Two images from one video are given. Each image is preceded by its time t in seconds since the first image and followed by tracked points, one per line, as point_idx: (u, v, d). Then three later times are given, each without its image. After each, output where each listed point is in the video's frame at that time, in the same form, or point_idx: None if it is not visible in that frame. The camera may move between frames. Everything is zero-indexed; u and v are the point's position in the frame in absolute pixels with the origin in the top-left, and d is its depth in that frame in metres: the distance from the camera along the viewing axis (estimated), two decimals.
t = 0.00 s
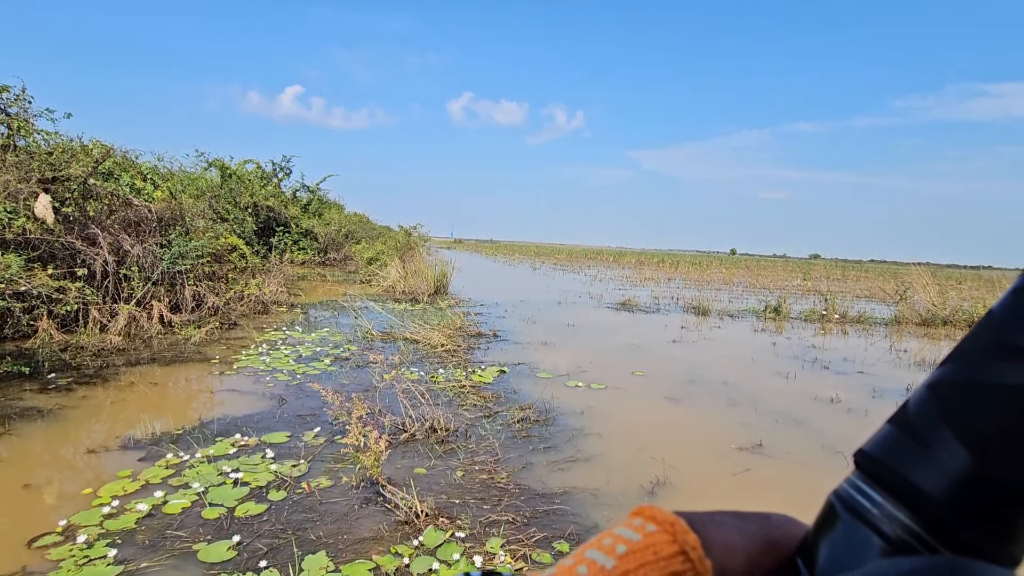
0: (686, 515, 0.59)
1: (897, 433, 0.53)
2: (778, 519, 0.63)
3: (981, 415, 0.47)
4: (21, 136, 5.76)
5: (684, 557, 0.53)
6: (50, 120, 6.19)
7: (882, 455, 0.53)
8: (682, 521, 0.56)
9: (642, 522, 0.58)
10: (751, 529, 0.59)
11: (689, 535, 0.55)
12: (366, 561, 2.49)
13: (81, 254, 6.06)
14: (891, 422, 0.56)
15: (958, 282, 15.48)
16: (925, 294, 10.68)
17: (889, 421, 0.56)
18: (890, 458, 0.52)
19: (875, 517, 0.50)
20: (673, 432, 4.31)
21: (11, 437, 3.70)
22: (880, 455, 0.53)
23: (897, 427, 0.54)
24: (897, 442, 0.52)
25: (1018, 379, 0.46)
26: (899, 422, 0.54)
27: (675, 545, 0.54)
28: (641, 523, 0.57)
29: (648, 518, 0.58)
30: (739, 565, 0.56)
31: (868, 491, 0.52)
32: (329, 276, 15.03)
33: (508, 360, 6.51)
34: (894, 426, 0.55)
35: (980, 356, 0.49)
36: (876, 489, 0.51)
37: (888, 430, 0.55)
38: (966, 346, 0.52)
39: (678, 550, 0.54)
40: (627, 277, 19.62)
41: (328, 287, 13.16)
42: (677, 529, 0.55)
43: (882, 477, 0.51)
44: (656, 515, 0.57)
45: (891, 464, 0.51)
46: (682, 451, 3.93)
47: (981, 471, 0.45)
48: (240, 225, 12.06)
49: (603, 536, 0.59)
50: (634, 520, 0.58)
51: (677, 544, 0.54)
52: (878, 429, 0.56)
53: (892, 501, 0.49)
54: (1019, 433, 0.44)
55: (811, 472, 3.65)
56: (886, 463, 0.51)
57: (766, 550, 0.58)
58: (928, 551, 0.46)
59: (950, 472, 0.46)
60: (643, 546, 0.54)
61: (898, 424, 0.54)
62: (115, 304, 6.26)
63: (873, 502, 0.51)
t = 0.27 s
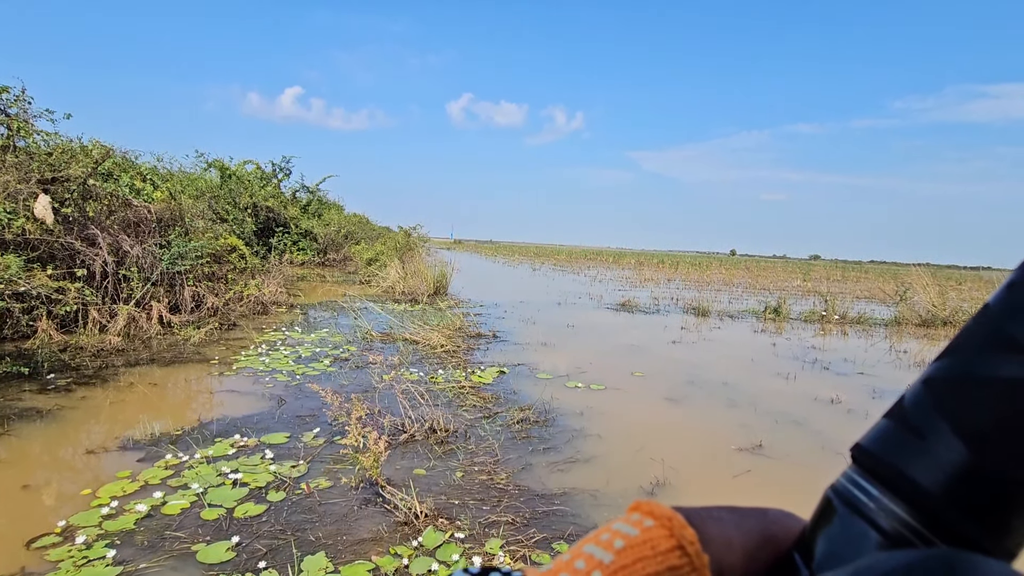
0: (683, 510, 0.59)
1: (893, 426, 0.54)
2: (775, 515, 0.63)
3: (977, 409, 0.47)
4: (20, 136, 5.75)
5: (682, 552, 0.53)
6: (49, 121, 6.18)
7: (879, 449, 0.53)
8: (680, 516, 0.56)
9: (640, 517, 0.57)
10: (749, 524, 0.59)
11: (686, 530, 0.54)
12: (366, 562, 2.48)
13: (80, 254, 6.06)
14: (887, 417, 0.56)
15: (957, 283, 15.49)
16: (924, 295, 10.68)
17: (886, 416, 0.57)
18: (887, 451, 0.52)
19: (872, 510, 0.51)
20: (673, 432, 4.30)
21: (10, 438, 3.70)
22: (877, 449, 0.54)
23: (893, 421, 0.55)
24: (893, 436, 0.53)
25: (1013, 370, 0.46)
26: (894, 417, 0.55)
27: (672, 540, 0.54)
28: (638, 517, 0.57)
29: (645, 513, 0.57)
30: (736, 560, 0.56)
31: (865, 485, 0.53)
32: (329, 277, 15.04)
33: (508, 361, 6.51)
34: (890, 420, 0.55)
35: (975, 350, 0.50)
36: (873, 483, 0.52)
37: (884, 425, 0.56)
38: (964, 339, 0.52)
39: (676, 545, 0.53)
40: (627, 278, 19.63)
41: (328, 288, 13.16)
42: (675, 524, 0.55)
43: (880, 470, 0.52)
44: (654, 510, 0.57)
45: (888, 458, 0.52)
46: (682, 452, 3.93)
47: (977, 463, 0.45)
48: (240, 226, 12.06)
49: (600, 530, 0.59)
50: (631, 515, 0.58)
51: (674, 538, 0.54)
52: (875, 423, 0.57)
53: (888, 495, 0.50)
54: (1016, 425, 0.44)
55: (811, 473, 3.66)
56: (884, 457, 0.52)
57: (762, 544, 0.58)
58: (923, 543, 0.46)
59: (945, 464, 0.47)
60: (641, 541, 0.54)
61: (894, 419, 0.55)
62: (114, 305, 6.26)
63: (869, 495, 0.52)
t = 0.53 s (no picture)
0: (683, 510, 0.59)
1: (892, 427, 0.54)
2: (775, 514, 0.63)
3: (978, 410, 0.47)
4: (20, 137, 5.75)
5: (681, 552, 0.53)
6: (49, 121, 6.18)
7: (877, 450, 0.53)
8: (679, 516, 0.56)
9: (639, 517, 0.57)
10: (748, 523, 0.60)
11: (685, 530, 0.55)
12: (366, 563, 2.48)
13: (80, 255, 6.07)
14: (886, 417, 0.57)
15: (957, 283, 15.50)
16: (924, 296, 10.69)
17: (885, 416, 0.57)
18: (887, 452, 0.52)
19: (870, 511, 0.51)
20: (672, 433, 4.30)
21: (10, 438, 3.70)
22: (876, 450, 0.54)
23: (892, 422, 0.55)
24: (893, 437, 0.53)
25: (1013, 371, 0.46)
26: (894, 417, 0.55)
27: (672, 540, 0.54)
28: (637, 516, 0.57)
29: (645, 513, 0.57)
30: (735, 559, 0.56)
31: (863, 485, 0.53)
32: (329, 277, 15.05)
33: (508, 362, 6.52)
34: (889, 421, 0.56)
35: (975, 351, 0.50)
36: (872, 483, 0.52)
37: (884, 425, 0.56)
38: (964, 339, 0.53)
39: (675, 545, 0.54)
40: (626, 279, 19.65)
41: (327, 289, 13.16)
42: (674, 524, 0.55)
43: (878, 471, 0.52)
44: (654, 510, 0.57)
45: (888, 458, 0.52)
46: (681, 453, 3.92)
47: (977, 463, 0.45)
48: (240, 226, 12.07)
49: (600, 530, 0.59)
50: (631, 515, 0.58)
51: (674, 538, 0.54)
52: (875, 424, 0.57)
53: (887, 495, 0.50)
54: (1015, 425, 0.44)
55: (810, 473, 3.65)
56: (883, 458, 0.52)
57: (762, 544, 0.58)
58: (922, 545, 0.46)
59: (946, 465, 0.47)
60: (641, 541, 0.54)
61: (893, 419, 0.55)
62: (114, 306, 6.26)
63: (868, 496, 0.52)
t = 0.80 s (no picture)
0: (686, 509, 0.59)
1: (896, 426, 0.54)
2: (778, 513, 0.63)
3: (982, 409, 0.47)
4: (21, 137, 5.75)
5: (684, 551, 0.53)
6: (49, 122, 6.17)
7: (882, 449, 0.53)
8: (682, 514, 0.56)
9: (642, 515, 0.57)
10: (751, 523, 0.60)
11: (689, 529, 0.55)
12: (365, 564, 2.48)
13: (80, 256, 6.07)
14: (891, 416, 0.56)
15: (957, 284, 15.50)
16: (924, 296, 10.69)
17: (890, 416, 0.56)
18: (891, 451, 0.52)
19: (876, 510, 0.50)
20: (673, 434, 4.30)
21: (9, 439, 3.70)
22: (880, 449, 0.53)
23: (897, 421, 0.54)
24: (897, 435, 0.53)
25: (1018, 370, 0.46)
26: (897, 416, 0.55)
27: (675, 539, 0.54)
28: (640, 516, 0.57)
29: (648, 512, 0.57)
30: (738, 558, 0.56)
31: (868, 484, 0.53)
32: (329, 278, 15.06)
33: (508, 362, 6.52)
34: (893, 419, 0.55)
35: (979, 350, 0.50)
36: (876, 482, 0.52)
37: (888, 424, 0.55)
38: (968, 339, 0.52)
39: (679, 544, 0.54)
40: (626, 279, 19.67)
41: (327, 289, 13.17)
42: (676, 523, 0.55)
43: (882, 470, 0.51)
44: (657, 509, 0.57)
45: (892, 457, 0.51)
46: (681, 454, 3.92)
47: (981, 462, 0.45)
48: (239, 227, 12.06)
49: (603, 529, 0.59)
50: (634, 513, 0.58)
51: (677, 537, 0.54)
52: (879, 423, 0.56)
53: (892, 494, 0.50)
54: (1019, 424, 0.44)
55: (811, 474, 3.65)
56: (886, 456, 0.52)
57: (764, 543, 0.58)
58: (926, 544, 0.46)
59: (950, 464, 0.47)
60: (644, 540, 0.54)
61: (898, 418, 0.54)
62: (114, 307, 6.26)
63: (873, 495, 0.52)
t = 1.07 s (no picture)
0: (686, 507, 0.60)
1: (897, 423, 0.53)
2: (777, 511, 0.64)
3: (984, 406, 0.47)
4: (21, 138, 5.75)
5: (683, 548, 0.53)
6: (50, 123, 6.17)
7: (882, 446, 0.53)
8: (681, 512, 0.56)
9: (642, 514, 0.57)
10: (750, 522, 0.60)
11: (688, 527, 0.55)
12: (365, 565, 2.48)
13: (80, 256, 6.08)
14: (892, 414, 0.56)
15: (957, 284, 15.49)
16: (924, 297, 10.68)
17: (891, 413, 0.56)
18: (891, 448, 0.52)
19: (877, 507, 0.50)
20: (673, 434, 4.30)
21: (9, 440, 3.70)
22: (881, 446, 0.53)
23: (898, 418, 0.54)
24: (897, 432, 0.53)
25: (1019, 368, 0.46)
26: (898, 413, 0.55)
27: (674, 536, 0.54)
28: (639, 513, 0.58)
29: (647, 510, 0.58)
30: (738, 556, 0.56)
31: (868, 482, 0.53)
32: (329, 279, 15.06)
33: (507, 363, 6.52)
34: (894, 417, 0.55)
35: (982, 348, 0.50)
36: (876, 479, 0.52)
37: (889, 421, 0.55)
38: (969, 336, 0.52)
39: (678, 541, 0.54)
40: (626, 280, 19.68)
41: (327, 290, 13.18)
42: (676, 520, 0.55)
43: (883, 467, 0.51)
44: (657, 507, 0.57)
45: (893, 454, 0.51)
46: (681, 454, 3.92)
47: (983, 460, 0.45)
48: (239, 228, 12.07)
49: (602, 527, 0.59)
50: (633, 511, 0.58)
51: (676, 535, 0.54)
52: (880, 421, 0.56)
53: (892, 491, 0.50)
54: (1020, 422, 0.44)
55: (811, 475, 3.65)
56: (887, 454, 0.52)
57: (764, 542, 0.58)
58: (928, 542, 0.46)
59: (951, 462, 0.47)
60: (643, 538, 0.54)
61: (899, 415, 0.54)
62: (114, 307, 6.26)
63: (873, 493, 0.52)
